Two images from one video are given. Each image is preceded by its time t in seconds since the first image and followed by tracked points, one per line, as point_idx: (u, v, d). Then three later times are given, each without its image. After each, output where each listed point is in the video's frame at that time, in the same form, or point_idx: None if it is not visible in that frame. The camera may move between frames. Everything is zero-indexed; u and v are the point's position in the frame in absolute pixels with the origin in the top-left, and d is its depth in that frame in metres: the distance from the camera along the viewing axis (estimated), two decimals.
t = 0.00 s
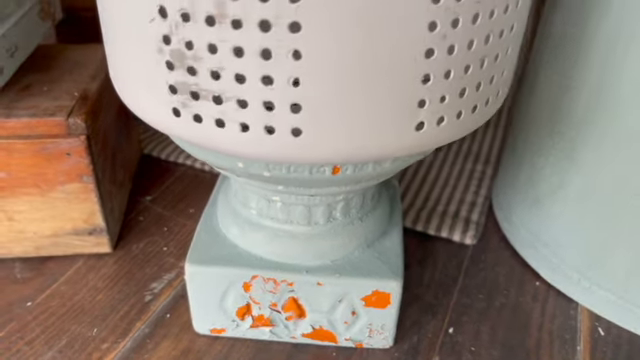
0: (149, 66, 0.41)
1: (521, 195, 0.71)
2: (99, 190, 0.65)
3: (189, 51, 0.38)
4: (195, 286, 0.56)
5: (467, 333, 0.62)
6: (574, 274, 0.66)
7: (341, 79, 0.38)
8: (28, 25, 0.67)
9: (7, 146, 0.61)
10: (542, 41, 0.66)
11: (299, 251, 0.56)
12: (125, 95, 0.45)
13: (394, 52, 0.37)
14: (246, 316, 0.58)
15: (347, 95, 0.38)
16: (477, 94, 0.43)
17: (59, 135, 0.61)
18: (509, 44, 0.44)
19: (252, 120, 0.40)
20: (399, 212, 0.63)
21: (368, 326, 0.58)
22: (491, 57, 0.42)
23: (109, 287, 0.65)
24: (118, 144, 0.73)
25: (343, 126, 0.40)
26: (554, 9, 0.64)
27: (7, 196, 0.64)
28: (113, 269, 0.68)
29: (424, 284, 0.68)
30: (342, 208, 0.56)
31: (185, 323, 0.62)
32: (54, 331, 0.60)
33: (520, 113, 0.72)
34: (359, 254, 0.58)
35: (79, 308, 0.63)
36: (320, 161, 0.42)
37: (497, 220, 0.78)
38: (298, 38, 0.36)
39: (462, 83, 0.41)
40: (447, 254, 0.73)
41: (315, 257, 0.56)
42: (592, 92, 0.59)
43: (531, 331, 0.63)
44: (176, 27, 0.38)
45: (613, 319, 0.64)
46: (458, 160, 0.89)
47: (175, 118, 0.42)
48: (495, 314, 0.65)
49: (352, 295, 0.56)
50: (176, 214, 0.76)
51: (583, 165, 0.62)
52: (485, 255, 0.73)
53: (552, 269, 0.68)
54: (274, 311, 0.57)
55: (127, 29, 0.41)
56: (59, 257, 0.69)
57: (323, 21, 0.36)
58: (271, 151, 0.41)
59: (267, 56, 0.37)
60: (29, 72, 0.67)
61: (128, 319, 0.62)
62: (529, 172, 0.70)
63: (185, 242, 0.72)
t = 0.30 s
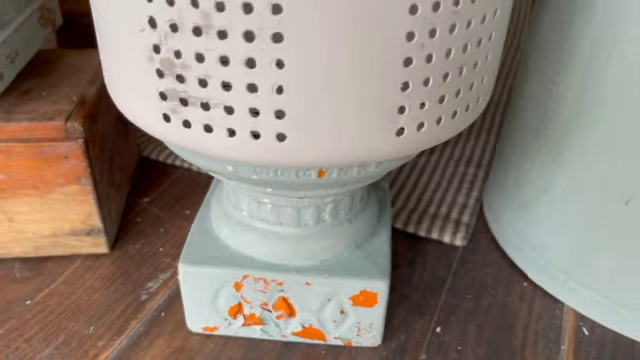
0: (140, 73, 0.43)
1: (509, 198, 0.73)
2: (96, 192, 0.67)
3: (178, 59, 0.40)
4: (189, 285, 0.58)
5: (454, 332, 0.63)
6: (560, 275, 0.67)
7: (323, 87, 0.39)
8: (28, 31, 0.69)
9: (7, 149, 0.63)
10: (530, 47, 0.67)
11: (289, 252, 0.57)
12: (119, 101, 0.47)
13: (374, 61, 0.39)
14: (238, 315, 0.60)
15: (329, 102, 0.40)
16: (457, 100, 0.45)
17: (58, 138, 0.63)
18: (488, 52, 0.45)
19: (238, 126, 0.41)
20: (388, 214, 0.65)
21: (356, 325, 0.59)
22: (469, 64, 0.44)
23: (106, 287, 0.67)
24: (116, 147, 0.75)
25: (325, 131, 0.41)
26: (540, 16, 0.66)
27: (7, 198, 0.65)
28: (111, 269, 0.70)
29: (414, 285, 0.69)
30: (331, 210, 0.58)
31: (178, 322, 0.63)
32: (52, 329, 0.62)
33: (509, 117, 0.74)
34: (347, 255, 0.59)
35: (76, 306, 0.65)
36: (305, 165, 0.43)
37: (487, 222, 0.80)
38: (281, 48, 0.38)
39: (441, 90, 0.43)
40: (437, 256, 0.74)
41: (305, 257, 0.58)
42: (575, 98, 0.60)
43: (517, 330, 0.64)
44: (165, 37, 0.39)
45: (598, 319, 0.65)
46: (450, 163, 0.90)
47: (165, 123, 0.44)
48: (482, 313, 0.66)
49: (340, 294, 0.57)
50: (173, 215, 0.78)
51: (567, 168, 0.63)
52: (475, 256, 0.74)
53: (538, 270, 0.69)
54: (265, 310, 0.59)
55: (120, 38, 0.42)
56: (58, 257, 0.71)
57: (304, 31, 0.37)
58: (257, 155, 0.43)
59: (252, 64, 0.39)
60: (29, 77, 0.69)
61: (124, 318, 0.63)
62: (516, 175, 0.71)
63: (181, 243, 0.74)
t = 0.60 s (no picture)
0: (137, 76, 0.45)
1: (499, 197, 0.75)
2: (96, 190, 0.69)
3: (172, 63, 0.42)
4: (185, 280, 0.60)
5: (443, 327, 0.65)
6: (548, 272, 0.69)
7: (309, 90, 0.41)
8: (30, 35, 0.71)
9: (10, 149, 0.65)
10: (518, 50, 0.69)
11: (282, 248, 0.59)
12: (117, 102, 0.49)
13: (358, 65, 0.41)
14: (233, 309, 0.62)
15: (316, 104, 0.42)
16: (440, 102, 0.47)
17: (59, 138, 0.65)
18: (470, 56, 0.47)
19: (230, 126, 0.43)
20: (379, 213, 0.67)
21: (347, 319, 0.61)
22: (451, 68, 0.46)
23: (106, 282, 0.69)
24: (116, 147, 0.77)
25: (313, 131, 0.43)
26: (527, 21, 0.67)
27: (10, 196, 0.68)
28: (110, 266, 0.72)
29: (405, 281, 0.71)
30: (322, 208, 0.60)
31: (176, 316, 0.65)
32: (53, 322, 0.64)
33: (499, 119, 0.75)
34: (339, 251, 0.61)
35: (77, 301, 0.67)
36: (294, 163, 0.45)
37: (478, 221, 0.81)
38: (270, 52, 0.40)
39: (424, 92, 0.45)
40: (429, 253, 0.76)
41: (297, 254, 0.60)
42: (560, 99, 0.62)
43: (505, 325, 0.66)
44: (160, 41, 0.41)
45: (583, 315, 0.67)
46: (444, 163, 0.92)
47: (161, 123, 0.46)
48: (471, 309, 0.68)
49: (331, 290, 0.59)
50: (172, 214, 0.80)
51: (553, 168, 0.65)
52: (466, 254, 0.76)
53: (527, 267, 0.71)
54: (259, 305, 0.61)
55: (118, 42, 0.44)
56: (60, 254, 0.73)
57: (292, 36, 0.39)
58: (248, 154, 0.45)
59: (242, 67, 0.41)
60: (32, 79, 0.71)
61: (123, 312, 0.65)
62: (505, 175, 0.73)
63: (179, 241, 0.76)
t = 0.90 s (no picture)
0: (132, 85, 0.47)
1: (485, 200, 0.77)
2: (97, 193, 0.72)
3: (164, 73, 0.45)
4: (180, 279, 0.63)
5: (429, 325, 0.68)
6: (531, 272, 0.71)
7: (293, 99, 0.44)
8: (33, 44, 0.74)
9: (14, 153, 0.68)
10: (503, 58, 0.72)
11: (272, 248, 0.62)
12: (114, 110, 0.52)
13: (339, 76, 0.44)
14: (226, 307, 0.64)
15: (300, 112, 0.45)
16: (418, 110, 0.49)
17: (60, 143, 0.68)
18: (448, 66, 0.50)
19: (219, 133, 0.46)
20: (368, 214, 0.69)
21: (336, 317, 0.64)
22: (429, 78, 0.48)
23: (105, 281, 0.72)
24: (116, 151, 0.80)
25: (297, 138, 0.46)
26: (511, 30, 0.70)
27: (14, 198, 0.71)
28: (110, 265, 0.74)
29: (394, 281, 0.74)
30: (311, 210, 0.62)
31: (172, 314, 0.68)
32: (54, 319, 0.67)
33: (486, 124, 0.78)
34: (327, 251, 0.64)
35: (77, 299, 0.70)
36: (280, 168, 0.48)
37: (466, 223, 0.84)
38: (255, 64, 0.43)
39: (402, 100, 0.47)
40: (418, 254, 0.79)
41: (287, 254, 0.62)
42: (540, 106, 0.64)
43: (488, 324, 0.68)
44: (153, 53, 0.44)
45: (565, 314, 0.69)
46: (435, 167, 0.95)
47: (155, 130, 0.49)
48: (457, 308, 0.70)
49: (320, 288, 0.62)
50: (170, 216, 0.83)
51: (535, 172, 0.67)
52: (453, 255, 0.79)
53: (512, 268, 0.74)
54: (251, 303, 0.64)
55: (114, 54, 0.47)
56: (62, 254, 0.76)
57: (275, 49, 0.42)
58: (237, 159, 0.47)
59: (230, 78, 0.44)
60: (35, 86, 0.74)
61: (121, 310, 0.68)
62: (491, 179, 0.76)
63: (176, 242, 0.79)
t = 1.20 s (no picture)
0: (127, 93, 0.50)
1: (474, 203, 0.79)
2: (96, 196, 0.74)
3: (158, 83, 0.47)
4: (176, 280, 0.65)
5: (417, 325, 0.70)
6: (517, 274, 0.73)
7: (279, 108, 0.46)
8: (36, 51, 0.76)
9: (16, 157, 0.70)
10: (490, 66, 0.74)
11: (264, 250, 0.64)
12: (111, 117, 0.54)
13: (323, 85, 0.46)
14: (220, 307, 0.66)
15: (287, 120, 0.47)
16: (402, 118, 0.52)
17: (61, 148, 0.70)
18: (431, 75, 0.52)
19: (210, 139, 0.48)
20: (358, 217, 0.72)
21: (326, 316, 0.66)
22: (411, 87, 0.50)
23: (104, 282, 0.74)
24: (116, 155, 0.82)
25: (284, 145, 0.48)
26: (497, 38, 0.72)
27: (16, 201, 0.73)
28: (109, 266, 0.77)
29: (384, 282, 0.76)
30: (302, 213, 0.65)
31: (168, 313, 0.70)
32: (54, 318, 0.69)
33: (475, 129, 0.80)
34: (318, 253, 0.66)
35: (76, 299, 0.72)
36: (269, 173, 0.50)
37: (457, 226, 0.86)
38: (243, 75, 0.45)
39: (385, 109, 0.50)
40: (408, 256, 0.81)
41: (279, 255, 0.64)
42: (524, 113, 0.66)
43: (475, 324, 0.70)
44: (147, 64, 0.46)
45: (550, 315, 0.71)
46: (428, 171, 0.97)
47: (149, 136, 0.51)
48: (445, 308, 0.72)
49: (310, 289, 0.64)
50: (167, 218, 0.85)
51: (520, 176, 0.69)
52: (443, 257, 0.81)
53: (499, 269, 0.76)
54: (244, 303, 0.66)
55: (110, 63, 0.49)
56: (62, 255, 0.78)
57: (262, 61, 0.44)
58: (227, 164, 0.50)
59: (219, 88, 0.46)
60: (37, 92, 0.77)
61: (119, 309, 0.70)
62: (479, 182, 0.78)
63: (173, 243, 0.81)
